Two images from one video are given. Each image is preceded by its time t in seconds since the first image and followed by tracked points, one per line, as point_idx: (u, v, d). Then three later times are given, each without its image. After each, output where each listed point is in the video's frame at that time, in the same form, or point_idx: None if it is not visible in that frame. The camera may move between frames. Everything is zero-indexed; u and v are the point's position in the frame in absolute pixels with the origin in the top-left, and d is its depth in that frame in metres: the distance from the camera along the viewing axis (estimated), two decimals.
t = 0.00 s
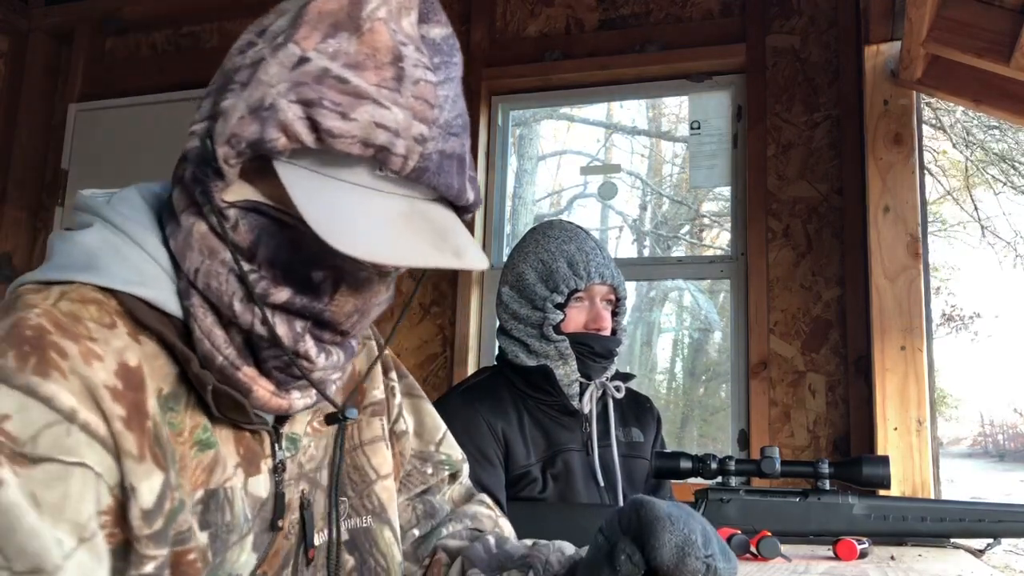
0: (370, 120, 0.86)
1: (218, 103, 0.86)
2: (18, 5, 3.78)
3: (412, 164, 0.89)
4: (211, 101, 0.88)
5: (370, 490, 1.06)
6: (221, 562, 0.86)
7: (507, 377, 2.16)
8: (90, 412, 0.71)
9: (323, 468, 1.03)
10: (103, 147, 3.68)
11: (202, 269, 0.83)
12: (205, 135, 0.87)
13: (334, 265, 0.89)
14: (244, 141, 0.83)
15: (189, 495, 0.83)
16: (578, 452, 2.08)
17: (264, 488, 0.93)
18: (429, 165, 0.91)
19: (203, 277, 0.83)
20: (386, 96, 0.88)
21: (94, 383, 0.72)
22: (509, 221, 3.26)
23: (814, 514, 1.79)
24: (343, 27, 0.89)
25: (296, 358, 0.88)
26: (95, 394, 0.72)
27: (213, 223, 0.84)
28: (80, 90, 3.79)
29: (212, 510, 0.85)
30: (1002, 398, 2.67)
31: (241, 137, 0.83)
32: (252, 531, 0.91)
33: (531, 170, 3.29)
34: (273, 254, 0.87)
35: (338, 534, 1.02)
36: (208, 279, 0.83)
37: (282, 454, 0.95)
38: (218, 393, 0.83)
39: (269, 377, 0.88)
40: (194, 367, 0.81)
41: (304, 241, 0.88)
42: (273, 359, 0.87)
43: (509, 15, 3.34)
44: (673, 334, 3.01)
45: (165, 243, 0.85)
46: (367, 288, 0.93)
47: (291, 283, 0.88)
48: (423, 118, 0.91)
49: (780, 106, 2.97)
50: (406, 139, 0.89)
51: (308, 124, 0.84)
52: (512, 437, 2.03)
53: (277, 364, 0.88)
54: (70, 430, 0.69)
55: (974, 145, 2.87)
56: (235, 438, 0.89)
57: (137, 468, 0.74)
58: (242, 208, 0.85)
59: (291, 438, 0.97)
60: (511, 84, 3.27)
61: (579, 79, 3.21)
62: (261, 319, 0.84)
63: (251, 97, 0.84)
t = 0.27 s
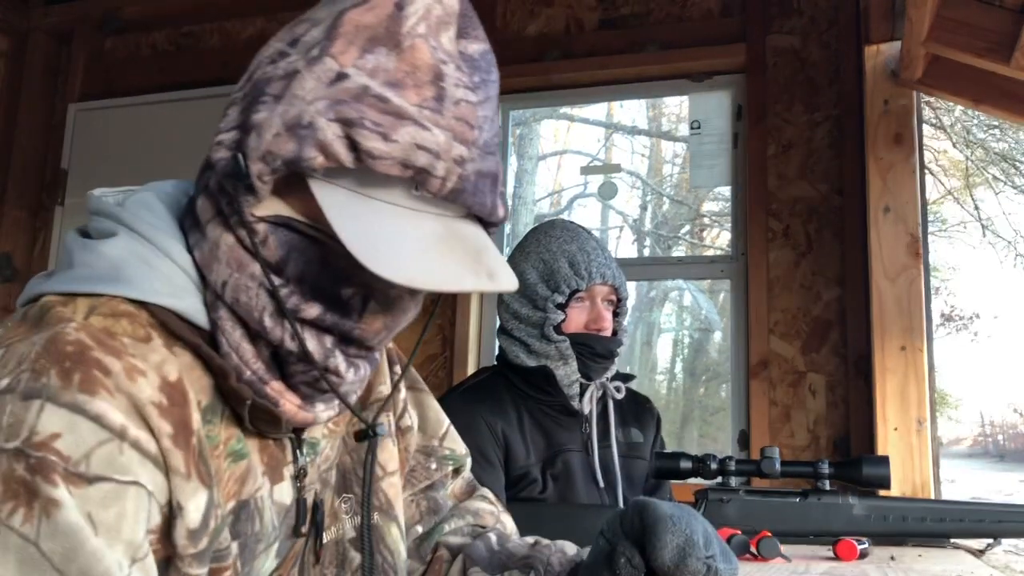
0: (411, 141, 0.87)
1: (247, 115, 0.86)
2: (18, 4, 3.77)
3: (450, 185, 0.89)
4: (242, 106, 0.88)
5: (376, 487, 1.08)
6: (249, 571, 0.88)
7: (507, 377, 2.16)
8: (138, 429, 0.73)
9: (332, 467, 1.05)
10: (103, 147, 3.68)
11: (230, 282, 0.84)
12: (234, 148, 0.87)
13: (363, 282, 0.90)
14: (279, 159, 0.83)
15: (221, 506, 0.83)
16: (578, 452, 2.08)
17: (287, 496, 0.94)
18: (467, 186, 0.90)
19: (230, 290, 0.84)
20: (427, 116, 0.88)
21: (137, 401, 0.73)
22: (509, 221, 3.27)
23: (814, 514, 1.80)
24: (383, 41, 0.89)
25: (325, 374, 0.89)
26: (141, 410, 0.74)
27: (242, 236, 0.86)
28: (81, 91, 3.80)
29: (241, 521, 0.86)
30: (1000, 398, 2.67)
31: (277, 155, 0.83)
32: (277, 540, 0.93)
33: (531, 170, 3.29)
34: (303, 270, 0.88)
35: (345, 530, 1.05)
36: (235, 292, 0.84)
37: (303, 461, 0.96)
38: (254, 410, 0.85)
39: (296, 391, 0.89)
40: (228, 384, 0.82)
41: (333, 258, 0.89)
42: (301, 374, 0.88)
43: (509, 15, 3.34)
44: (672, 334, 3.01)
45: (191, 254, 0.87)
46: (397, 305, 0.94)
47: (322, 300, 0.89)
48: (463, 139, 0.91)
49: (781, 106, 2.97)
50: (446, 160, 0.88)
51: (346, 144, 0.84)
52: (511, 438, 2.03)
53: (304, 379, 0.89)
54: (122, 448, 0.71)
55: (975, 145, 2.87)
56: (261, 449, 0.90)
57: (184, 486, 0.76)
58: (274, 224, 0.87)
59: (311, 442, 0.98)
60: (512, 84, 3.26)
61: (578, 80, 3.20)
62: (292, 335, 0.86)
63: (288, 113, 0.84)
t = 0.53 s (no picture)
0: (422, 161, 0.86)
1: (262, 122, 0.87)
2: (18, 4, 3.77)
3: (459, 208, 0.89)
4: (258, 114, 0.88)
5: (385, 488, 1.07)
6: None
7: (507, 377, 2.15)
8: (156, 433, 0.76)
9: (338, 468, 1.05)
10: (104, 147, 3.68)
11: (237, 290, 0.85)
12: (247, 155, 0.87)
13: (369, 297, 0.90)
14: (288, 171, 0.83)
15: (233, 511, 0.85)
16: (578, 452, 2.08)
17: (298, 500, 0.95)
18: (476, 209, 0.90)
19: (236, 297, 0.85)
20: (441, 136, 0.88)
21: (152, 404, 0.76)
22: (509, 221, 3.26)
23: (814, 514, 1.79)
24: (401, 56, 0.89)
25: (331, 387, 0.90)
26: (158, 415, 0.76)
27: (251, 245, 0.86)
28: (81, 90, 3.80)
29: (253, 526, 0.88)
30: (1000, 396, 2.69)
31: (287, 167, 0.83)
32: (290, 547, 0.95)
33: (531, 170, 3.28)
34: (309, 283, 0.88)
35: (352, 531, 1.07)
36: (242, 299, 0.85)
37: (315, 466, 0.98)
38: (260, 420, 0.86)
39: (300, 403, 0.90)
40: (237, 394, 0.84)
41: (340, 271, 0.89)
42: (305, 387, 0.89)
43: (509, 15, 3.34)
44: (673, 334, 3.01)
45: (201, 258, 0.88)
46: (403, 323, 0.93)
47: (327, 314, 0.89)
48: (476, 161, 0.90)
49: (781, 106, 2.97)
50: (456, 182, 0.88)
51: (356, 159, 0.84)
52: (511, 437, 2.03)
53: (309, 392, 0.89)
54: (141, 452, 0.74)
55: (975, 146, 2.87)
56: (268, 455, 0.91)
57: (200, 489, 0.78)
58: (281, 234, 0.87)
59: (320, 448, 1.00)
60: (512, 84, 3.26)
61: (578, 80, 3.20)
62: (298, 347, 0.86)
63: (300, 125, 0.84)
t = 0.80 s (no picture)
0: (430, 174, 0.86)
1: (267, 131, 0.86)
2: (18, 3, 3.77)
3: (466, 220, 0.89)
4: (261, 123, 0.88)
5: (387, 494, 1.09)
6: None
7: (506, 377, 2.15)
8: (167, 446, 0.77)
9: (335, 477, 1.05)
10: (104, 147, 3.68)
11: (241, 302, 0.86)
12: (252, 166, 0.87)
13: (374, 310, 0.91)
14: (293, 183, 0.83)
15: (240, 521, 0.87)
16: (577, 453, 2.08)
17: (303, 507, 0.97)
18: (484, 222, 0.90)
19: (241, 309, 0.86)
20: (448, 149, 0.88)
21: (160, 417, 0.77)
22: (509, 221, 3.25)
23: (814, 514, 1.80)
24: (407, 66, 0.89)
25: (335, 400, 0.91)
26: (166, 429, 0.77)
27: (255, 257, 0.87)
28: (81, 90, 3.80)
29: (260, 536, 0.89)
30: (998, 399, 2.65)
31: (291, 180, 0.83)
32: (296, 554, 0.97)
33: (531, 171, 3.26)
34: (313, 297, 0.88)
35: (353, 534, 1.08)
36: (246, 311, 0.85)
37: (319, 473, 1.00)
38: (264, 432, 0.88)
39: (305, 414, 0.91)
40: (241, 407, 0.86)
41: (345, 285, 0.89)
42: (309, 398, 0.90)
43: (509, 13, 3.32)
44: (672, 335, 3.01)
45: (204, 268, 0.89)
46: (407, 337, 0.93)
47: (331, 327, 0.90)
48: (483, 174, 0.90)
49: (782, 106, 2.97)
50: (463, 195, 0.88)
51: (362, 172, 0.84)
52: (510, 438, 2.04)
53: (313, 403, 0.90)
54: (152, 466, 0.76)
55: (977, 146, 2.85)
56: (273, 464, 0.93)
57: (209, 503, 0.80)
58: (286, 247, 0.87)
59: (325, 456, 1.02)
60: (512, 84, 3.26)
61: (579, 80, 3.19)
62: (302, 360, 0.87)
63: (305, 136, 0.84)
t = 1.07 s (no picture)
0: (412, 146, 0.86)
1: (251, 122, 0.87)
2: (18, 3, 3.77)
3: (453, 191, 0.89)
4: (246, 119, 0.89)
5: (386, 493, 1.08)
6: None
7: (506, 376, 2.15)
8: (170, 436, 0.76)
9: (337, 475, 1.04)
10: (104, 147, 3.68)
11: (236, 291, 0.85)
12: (238, 156, 0.88)
13: (368, 293, 0.90)
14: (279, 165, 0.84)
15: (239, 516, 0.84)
16: (578, 452, 2.08)
17: (303, 504, 0.96)
18: (470, 194, 0.90)
19: (236, 299, 0.84)
20: (428, 120, 0.88)
21: (161, 408, 0.76)
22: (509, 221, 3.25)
23: (815, 514, 1.79)
24: (385, 45, 0.89)
25: (334, 386, 0.90)
26: (168, 419, 0.76)
27: (247, 246, 0.86)
28: (81, 90, 3.80)
29: (259, 532, 0.87)
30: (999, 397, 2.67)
31: (278, 162, 0.84)
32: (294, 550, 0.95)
33: (531, 170, 3.27)
34: (307, 281, 0.87)
35: (353, 534, 1.07)
36: (241, 301, 0.84)
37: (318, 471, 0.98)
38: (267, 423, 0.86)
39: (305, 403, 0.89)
40: (240, 398, 0.84)
41: (339, 268, 0.89)
42: (309, 386, 0.88)
43: (509, 15, 3.34)
44: (673, 334, 3.01)
45: (199, 262, 0.88)
46: (402, 317, 0.93)
47: (327, 311, 0.89)
48: (466, 144, 0.90)
49: (781, 106, 2.97)
50: (448, 166, 0.88)
51: (346, 148, 0.84)
52: (511, 437, 2.03)
53: (312, 391, 0.89)
54: (157, 456, 0.75)
55: (976, 146, 2.86)
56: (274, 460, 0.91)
57: (212, 493, 0.79)
58: (277, 233, 0.86)
59: (324, 454, 1.01)
60: (512, 84, 3.26)
61: (578, 80, 3.19)
62: (299, 345, 0.85)
63: (288, 118, 0.85)
